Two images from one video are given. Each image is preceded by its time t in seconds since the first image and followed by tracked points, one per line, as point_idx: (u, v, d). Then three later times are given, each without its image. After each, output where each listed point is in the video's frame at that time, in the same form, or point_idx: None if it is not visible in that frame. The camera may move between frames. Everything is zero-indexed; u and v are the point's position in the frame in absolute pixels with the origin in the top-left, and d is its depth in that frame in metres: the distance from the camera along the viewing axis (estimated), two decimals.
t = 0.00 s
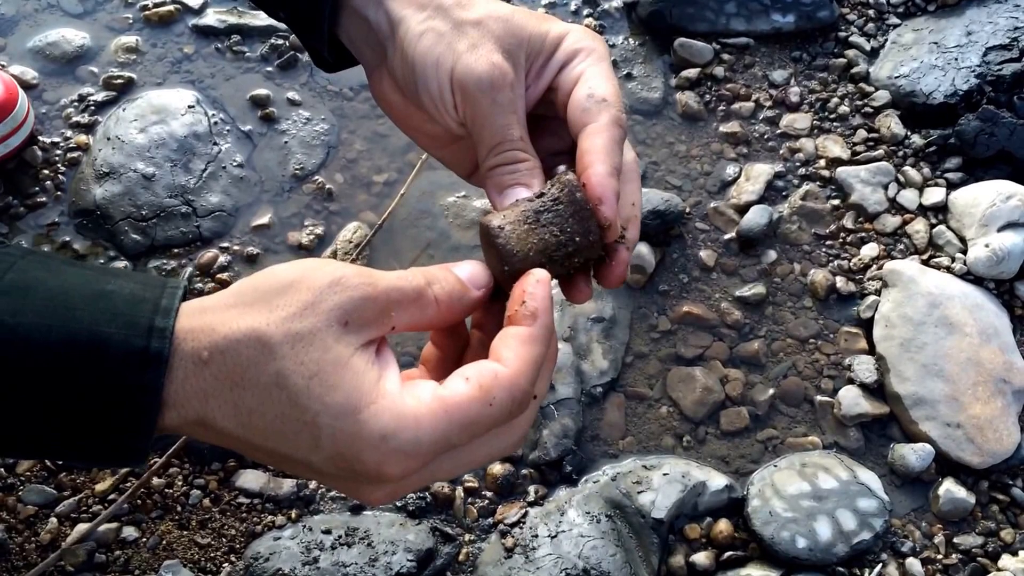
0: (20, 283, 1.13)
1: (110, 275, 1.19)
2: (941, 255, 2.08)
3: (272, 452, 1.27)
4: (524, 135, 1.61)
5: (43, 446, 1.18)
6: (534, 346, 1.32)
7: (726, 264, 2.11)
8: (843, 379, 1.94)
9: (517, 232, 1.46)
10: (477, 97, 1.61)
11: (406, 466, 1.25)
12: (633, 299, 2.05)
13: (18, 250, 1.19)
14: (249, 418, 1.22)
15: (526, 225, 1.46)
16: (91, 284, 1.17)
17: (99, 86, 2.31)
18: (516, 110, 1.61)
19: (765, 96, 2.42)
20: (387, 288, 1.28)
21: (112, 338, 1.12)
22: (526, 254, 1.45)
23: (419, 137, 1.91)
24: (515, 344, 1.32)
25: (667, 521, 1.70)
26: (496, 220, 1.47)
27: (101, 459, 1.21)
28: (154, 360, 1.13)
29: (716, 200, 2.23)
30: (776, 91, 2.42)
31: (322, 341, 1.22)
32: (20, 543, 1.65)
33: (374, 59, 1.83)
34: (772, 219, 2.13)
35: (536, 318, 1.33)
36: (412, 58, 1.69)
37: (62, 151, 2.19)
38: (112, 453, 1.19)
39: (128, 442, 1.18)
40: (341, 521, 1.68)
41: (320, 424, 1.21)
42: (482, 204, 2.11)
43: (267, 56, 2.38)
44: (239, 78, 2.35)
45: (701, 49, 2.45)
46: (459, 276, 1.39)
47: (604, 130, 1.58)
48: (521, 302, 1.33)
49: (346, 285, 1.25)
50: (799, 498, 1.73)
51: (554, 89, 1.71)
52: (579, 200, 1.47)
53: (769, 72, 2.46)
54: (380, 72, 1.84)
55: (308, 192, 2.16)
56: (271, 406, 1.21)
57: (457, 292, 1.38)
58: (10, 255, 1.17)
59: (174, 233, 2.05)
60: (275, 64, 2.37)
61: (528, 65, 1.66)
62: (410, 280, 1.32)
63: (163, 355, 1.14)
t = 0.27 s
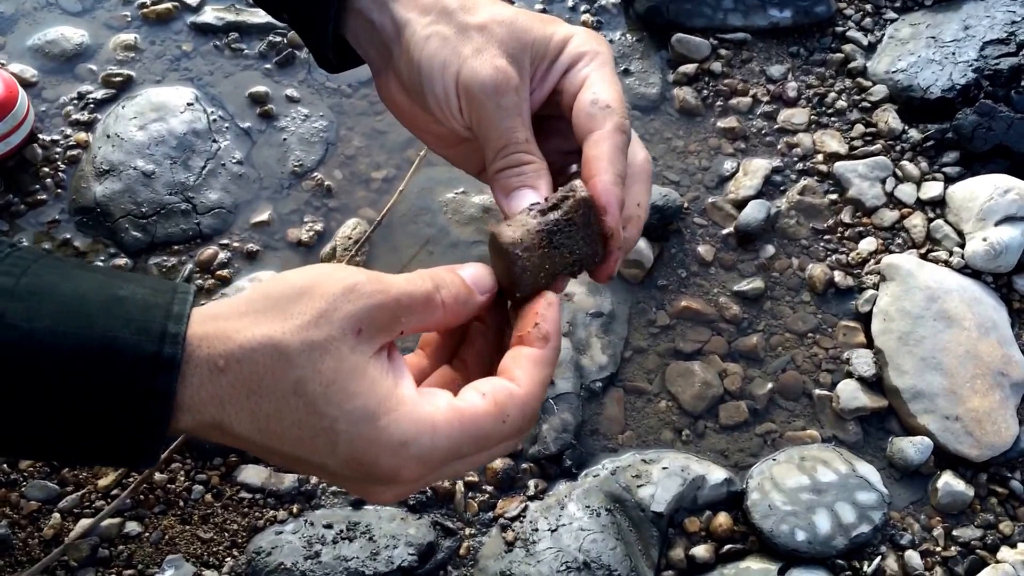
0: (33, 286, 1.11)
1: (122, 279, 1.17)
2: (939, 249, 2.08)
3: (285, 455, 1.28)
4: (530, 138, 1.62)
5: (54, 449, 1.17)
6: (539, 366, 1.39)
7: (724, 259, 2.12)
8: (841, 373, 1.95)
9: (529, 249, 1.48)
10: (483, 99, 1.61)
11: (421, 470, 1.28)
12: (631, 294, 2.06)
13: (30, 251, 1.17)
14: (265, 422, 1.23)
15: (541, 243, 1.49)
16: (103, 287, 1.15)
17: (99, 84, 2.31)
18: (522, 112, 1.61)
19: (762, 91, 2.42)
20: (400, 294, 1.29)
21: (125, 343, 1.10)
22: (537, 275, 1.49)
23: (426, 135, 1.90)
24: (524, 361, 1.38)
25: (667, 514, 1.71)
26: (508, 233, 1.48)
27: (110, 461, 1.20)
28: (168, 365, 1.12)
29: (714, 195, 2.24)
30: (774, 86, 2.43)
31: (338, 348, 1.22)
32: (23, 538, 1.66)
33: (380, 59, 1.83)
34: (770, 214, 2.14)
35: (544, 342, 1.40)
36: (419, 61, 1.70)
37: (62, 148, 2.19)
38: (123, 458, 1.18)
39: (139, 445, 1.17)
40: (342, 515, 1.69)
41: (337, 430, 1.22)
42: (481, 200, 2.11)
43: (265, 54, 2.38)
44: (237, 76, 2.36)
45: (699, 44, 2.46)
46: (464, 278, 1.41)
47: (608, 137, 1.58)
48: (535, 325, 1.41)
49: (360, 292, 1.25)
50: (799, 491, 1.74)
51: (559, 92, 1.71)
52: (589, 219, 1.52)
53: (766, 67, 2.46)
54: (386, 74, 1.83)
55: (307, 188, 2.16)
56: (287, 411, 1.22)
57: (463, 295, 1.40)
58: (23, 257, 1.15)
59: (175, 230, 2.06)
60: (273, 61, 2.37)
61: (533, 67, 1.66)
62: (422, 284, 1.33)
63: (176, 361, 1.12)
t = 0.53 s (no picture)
0: (47, 279, 1.13)
1: (131, 274, 1.19)
2: (938, 245, 2.09)
3: (297, 442, 1.32)
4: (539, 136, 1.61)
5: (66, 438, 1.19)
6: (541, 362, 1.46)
7: (724, 255, 2.12)
8: (841, 368, 1.96)
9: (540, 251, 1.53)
10: (491, 98, 1.59)
11: (432, 456, 1.34)
12: (631, 291, 2.07)
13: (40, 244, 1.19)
14: (280, 412, 1.26)
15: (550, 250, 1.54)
16: (115, 280, 1.17)
17: (98, 82, 2.31)
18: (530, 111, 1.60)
19: (761, 88, 2.43)
20: (410, 287, 1.32)
21: (139, 335, 1.13)
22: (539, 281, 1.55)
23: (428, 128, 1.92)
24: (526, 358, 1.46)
25: (667, 510, 1.72)
26: (529, 235, 1.53)
27: (121, 451, 1.22)
28: (181, 356, 1.15)
29: (713, 192, 2.24)
30: (773, 82, 2.43)
31: (351, 340, 1.26)
32: (25, 535, 1.66)
33: (385, 56, 1.83)
34: (770, 210, 2.14)
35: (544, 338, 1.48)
36: (427, 57, 1.69)
37: (62, 147, 2.19)
38: (134, 447, 1.21)
39: (152, 435, 1.20)
40: (344, 512, 1.69)
41: (352, 418, 1.27)
42: (480, 198, 2.12)
43: (264, 52, 2.38)
44: (237, 74, 2.36)
45: (698, 41, 2.46)
46: (467, 264, 1.41)
47: (619, 144, 1.60)
48: (535, 324, 1.49)
49: (371, 285, 1.29)
50: (799, 486, 1.75)
51: (566, 92, 1.71)
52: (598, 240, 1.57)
53: (765, 64, 2.47)
54: (392, 70, 1.85)
55: (307, 186, 2.17)
56: (303, 401, 1.26)
57: (467, 282, 1.41)
58: (34, 250, 1.16)
59: (175, 229, 2.06)
60: (272, 59, 2.37)
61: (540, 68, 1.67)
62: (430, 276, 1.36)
63: (189, 353, 1.15)
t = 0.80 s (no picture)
0: (53, 273, 1.14)
1: (136, 268, 1.20)
2: (938, 244, 2.09)
3: (303, 432, 1.33)
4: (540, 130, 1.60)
5: (71, 431, 1.20)
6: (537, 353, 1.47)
7: (724, 254, 2.12)
8: (841, 367, 1.96)
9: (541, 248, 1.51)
10: (493, 90, 1.59)
11: (436, 445, 1.35)
12: (631, 290, 2.07)
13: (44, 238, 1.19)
14: (284, 403, 1.27)
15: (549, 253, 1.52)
16: (120, 274, 1.18)
17: (99, 83, 2.31)
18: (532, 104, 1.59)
19: (761, 87, 2.43)
20: (411, 277, 1.31)
21: (144, 329, 1.14)
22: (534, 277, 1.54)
23: (429, 121, 1.93)
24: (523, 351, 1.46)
25: (668, 509, 1.72)
26: (534, 232, 1.50)
27: (126, 443, 1.24)
28: (185, 350, 1.16)
29: (713, 191, 2.24)
30: (773, 81, 2.43)
31: (353, 331, 1.26)
32: (27, 535, 1.67)
33: (386, 48, 1.83)
34: (770, 209, 2.14)
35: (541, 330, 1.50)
36: (428, 49, 1.69)
37: (62, 148, 2.19)
38: (139, 438, 1.22)
39: (157, 427, 1.21)
40: (344, 511, 1.70)
41: (356, 409, 1.28)
42: (481, 198, 2.12)
43: (264, 52, 2.38)
44: (237, 74, 2.36)
45: (697, 40, 2.46)
46: (465, 246, 1.39)
47: (623, 148, 1.63)
48: (526, 316, 1.50)
49: (373, 276, 1.28)
50: (799, 485, 1.75)
51: (567, 90, 1.72)
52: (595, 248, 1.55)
53: (765, 63, 2.47)
54: (393, 62, 1.84)
55: (307, 186, 2.17)
56: (307, 392, 1.26)
57: (466, 267, 1.38)
58: (39, 244, 1.17)
59: (175, 229, 2.06)
60: (272, 59, 2.38)
61: (540, 62, 1.66)
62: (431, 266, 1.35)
63: (193, 345, 1.16)
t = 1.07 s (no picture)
0: (52, 266, 1.14)
1: (136, 261, 1.20)
2: (939, 245, 2.09)
3: (301, 426, 1.33)
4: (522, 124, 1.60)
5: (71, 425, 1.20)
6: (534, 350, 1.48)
7: (724, 256, 2.13)
8: (842, 368, 1.96)
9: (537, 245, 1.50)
10: (478, 76, 1.58)
11: (434, 439, 1.35)
12: (631, 291, 2.07)
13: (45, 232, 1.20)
14: (283, 396, 1.27)
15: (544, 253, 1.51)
16: (119, 267, 1.18)
17: (99, 85, 2.31)
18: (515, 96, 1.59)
19: (761, 88, 2.43)
20: (409, 270, 1.32)
21: (143, 322, 1.14)
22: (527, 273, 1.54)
23: (430, 114, 1.93)
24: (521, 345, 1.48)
25: (668, 510, 1.72)
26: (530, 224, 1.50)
27: (125, 436, 1.24)
28: (184, 342, 1.16)
29: (713, 192, 2.24)
30: (773, 83, 2.44)
31: (352, 325, 1.26)
32: (27, 536, 1.67)
33: (388, 37, 1.84)
34: (770, 210, 2.14)
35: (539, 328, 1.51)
36: (421, 35, 1.71)
37: (63, 149, 2.20)
38: (139, 432, 1.22)
39: (155, 420, 1.21)
40: (345, 512, 1.70)
41: (354, 402, 1.28)
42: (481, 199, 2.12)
43: (264, 54, 2.39)
44: (237, 76, 2.36)
45: (698, 41, 2.46)
46: (463, 243, 1.39)
47: (619, 145, 1.61)
48: (523, 312, 1.52)
49: (371, 269, 1.28)
50: (799, 486, 1.75)
51: (561, 85, 1.71)
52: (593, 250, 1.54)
53: (765, 64, 2.47)
54: (395, 52, 1.85)
55: (307, 188, 2.17)
56: (306, 385, 1.27)
57: (463, 263, 1.39)
58: (39, 237, 1.17)
59: (175, 230, 2.07)
60: (272, 61, 2.38)
61: (534, 56, 1.66)
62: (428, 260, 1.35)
63: (191, 337, 1.16)
